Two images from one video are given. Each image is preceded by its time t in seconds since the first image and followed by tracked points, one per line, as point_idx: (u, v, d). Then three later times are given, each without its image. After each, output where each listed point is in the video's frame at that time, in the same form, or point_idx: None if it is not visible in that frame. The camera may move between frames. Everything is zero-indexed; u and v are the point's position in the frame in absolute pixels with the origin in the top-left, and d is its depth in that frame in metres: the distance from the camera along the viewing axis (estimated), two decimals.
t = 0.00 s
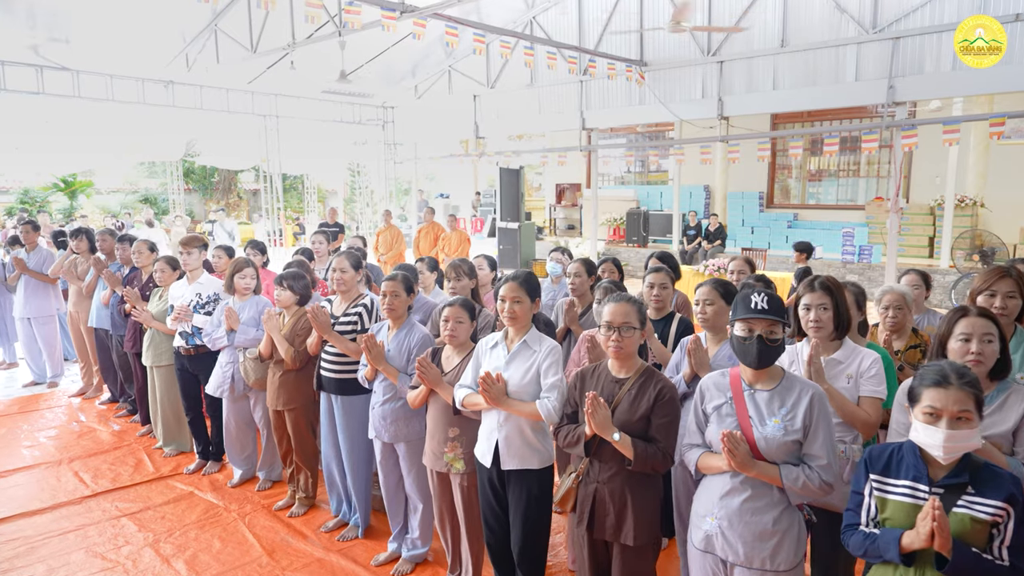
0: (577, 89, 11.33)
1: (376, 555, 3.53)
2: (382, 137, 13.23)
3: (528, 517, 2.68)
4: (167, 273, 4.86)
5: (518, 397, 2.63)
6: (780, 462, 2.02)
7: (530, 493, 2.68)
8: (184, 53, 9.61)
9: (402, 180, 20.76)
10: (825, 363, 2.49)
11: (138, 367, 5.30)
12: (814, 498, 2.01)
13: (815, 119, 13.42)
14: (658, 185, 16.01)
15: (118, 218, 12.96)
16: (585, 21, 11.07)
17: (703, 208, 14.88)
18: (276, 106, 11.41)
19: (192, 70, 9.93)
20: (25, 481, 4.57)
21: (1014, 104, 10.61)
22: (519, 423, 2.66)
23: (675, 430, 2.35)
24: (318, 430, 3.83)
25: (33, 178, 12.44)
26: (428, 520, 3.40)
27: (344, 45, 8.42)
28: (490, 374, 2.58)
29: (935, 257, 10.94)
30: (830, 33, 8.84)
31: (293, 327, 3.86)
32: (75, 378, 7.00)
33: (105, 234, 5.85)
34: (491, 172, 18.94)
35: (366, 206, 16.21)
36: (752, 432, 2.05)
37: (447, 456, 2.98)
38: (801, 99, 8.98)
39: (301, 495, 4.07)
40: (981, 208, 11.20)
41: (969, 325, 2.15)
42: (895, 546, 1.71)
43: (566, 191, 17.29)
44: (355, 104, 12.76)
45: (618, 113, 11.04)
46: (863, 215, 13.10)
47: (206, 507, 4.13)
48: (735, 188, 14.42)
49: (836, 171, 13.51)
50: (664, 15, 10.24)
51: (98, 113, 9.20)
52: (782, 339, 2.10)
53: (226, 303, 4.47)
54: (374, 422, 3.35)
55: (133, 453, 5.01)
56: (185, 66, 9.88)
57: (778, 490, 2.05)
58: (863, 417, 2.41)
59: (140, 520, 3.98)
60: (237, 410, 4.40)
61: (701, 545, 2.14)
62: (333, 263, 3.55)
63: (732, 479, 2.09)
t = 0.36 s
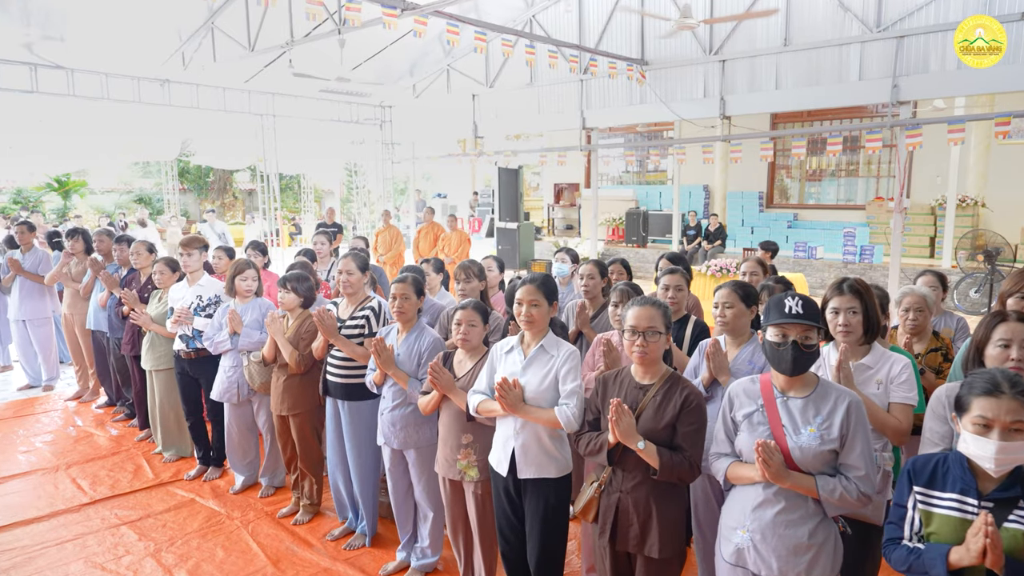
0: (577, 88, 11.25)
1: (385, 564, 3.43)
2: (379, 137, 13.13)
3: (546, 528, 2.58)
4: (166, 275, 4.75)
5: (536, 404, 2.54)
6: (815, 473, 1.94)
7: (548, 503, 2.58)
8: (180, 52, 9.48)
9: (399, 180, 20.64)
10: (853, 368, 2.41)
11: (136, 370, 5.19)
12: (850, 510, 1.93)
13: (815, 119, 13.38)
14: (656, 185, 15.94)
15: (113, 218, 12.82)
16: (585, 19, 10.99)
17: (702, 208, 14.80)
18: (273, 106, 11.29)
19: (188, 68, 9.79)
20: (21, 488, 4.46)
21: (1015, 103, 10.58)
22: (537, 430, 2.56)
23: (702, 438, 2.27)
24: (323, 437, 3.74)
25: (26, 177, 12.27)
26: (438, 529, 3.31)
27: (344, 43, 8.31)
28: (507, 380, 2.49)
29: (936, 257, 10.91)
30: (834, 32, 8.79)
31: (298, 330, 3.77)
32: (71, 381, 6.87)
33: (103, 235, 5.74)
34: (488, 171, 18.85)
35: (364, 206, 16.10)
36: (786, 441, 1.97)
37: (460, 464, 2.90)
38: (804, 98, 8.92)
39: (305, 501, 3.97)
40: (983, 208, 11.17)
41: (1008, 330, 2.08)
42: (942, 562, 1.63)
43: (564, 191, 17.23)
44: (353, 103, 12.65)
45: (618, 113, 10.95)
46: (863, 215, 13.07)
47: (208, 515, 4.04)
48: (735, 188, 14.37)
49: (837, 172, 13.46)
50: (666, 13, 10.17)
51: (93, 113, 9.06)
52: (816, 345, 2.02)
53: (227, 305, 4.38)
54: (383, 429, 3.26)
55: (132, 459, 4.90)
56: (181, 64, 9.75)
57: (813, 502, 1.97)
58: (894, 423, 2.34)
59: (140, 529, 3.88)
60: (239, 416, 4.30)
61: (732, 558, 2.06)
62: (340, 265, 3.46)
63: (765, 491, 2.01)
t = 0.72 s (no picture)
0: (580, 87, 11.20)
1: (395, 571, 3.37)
2: (380, 136, 13.06)
3: (566, 535, 2.51)
4: (170, 276, 4.69)
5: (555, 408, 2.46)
6: (850, 480, 1.88)
7: (567, 510, 2.50)
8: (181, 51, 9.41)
9: (399, 179, 20.57)
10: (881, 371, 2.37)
11: (139, 372, 5.12)
12: (886, 519, 1.87)
13: (818, 118, 13.34)
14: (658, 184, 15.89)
15: (112, 217, 12.74)
16: (588, 18, 10.93)
17: (705, 207, 14.73)
18: (274, 105, 11.21)
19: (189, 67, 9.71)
20: (23, 492, 4.39)
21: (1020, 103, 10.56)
22: (556, 435, 2.48)
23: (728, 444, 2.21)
24: (332, 441, 3.68)
25: (24, 177, 12.18)
26: (451, 534, 3.25)
27: (347, 41, 8.25)
28: (525, 384, 2.41)
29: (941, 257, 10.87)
30: (840, 30, 8.75)
31: (306, 331, 3.70)
32: (71, 383, 6.79)
33: (105, 234, 5.67)
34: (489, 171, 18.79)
35: (364, 206, 16.04)
36: (820, 447, 1.90)
37: (476, 468, 2.83)
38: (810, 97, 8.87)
39: (313, 506, 3.91)
40: (987, 208, 11.14)
41: None
42: None
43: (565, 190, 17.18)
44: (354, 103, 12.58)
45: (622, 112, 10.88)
46: (866, 214, 13.03)
47: (214, 520, 3.97)
48: (737, 188, 14.32)
49: (840, 172, 13.41)
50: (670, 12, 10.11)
51: (94, 112, 8.99)
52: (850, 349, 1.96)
53: (232, 306, 4.31)
54: (395, 432, 3.19)
55: (135, 462, 4.83)
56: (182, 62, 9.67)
57: (847, 511, 1.91)
58: (925, 428, 2.31)
59: (145, 534, 3.81)
60: (245, 418, 4.23)
61: (762, 568, 2.00)
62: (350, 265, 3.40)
63: (797, 499, 1.94)
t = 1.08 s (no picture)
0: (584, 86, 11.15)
1: None
2: (382, 136, 13.01)
3: (586, 542, 2.44)
4: (174, 276, 4.63)
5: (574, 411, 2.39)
6: (886, 486, 1.82)
7: (586, 516, 2.43)
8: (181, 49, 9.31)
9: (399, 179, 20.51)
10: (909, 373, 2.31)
11: (142, 374, 5.06)
12: (924, 526, 1.81)
13: (821, 117, 13.30)
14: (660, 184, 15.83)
15: (112, 218, 12.66)
16: (591, 16, 10.85)
17: (707, 208, 14.56)
18: (275, 104, 11.14)
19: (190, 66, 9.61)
20: (25, 496, 4.33)
21: None
22: (575, 439, 2.41)
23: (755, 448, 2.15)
24: (341, 444, 3.62)
25: (23, 176, 12.10)
26: (463, 539, 3.19)
27: (350, 39, 8.18)
28: (544, 387, 2.34)
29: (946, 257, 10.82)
30: (846, 29, 8.70)
31: (315, 332, 3.64)
32: (73, 384, 6.73)
33: (108, 234, 5.62)
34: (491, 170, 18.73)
35: (366, 206, 15.98)
36: (855, 452, 1.85)
37: (491, 473, 2.77)
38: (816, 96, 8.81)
39: (321, 510, 3.84)
40: (991, 207, 11.09)
41: None
42: None
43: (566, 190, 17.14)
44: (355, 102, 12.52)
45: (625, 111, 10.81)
46: (869, 213, 12.99)
47: (221, 524, 3.91)
48: (740, 187, 14.27)
49: (844, 171, 13.35)
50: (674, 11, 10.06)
51: (94, 112, 8.93)
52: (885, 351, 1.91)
53: (238, 307, 4.25)
54: (406, 435, 3.13)
55: (139, 465, 4.77)
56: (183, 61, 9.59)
57: (882, 518, 1.85)
58: (955, 432, 2.26)
59: (151, 539, 3.75)
60: (252, 421, 4.17)
61: None
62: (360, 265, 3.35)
63: (831, 506, 1.88)
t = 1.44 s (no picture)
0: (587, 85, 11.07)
1: None
2: (383, 135, 12.92)
3: (609, 550, 2.37)
4: (178, 277, 4.56)
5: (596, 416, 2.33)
6: (927, 495, 1.76)
7: (609, 524, 2.36)
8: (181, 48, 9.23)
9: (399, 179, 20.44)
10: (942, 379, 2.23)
11: (145, 376, 4.98)
12: (967, 536, 1.75)
13: (825, 116, 13.24)
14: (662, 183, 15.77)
15: (112, 218, 12.57)
16: (594, 13, 10.78)
17: (710, 207, 14.51)
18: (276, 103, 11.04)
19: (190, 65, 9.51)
20: (27, 501, 4.25)
21: None
22: (598, 444, 2.34)
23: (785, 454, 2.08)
24: (351, 448, 3.56)
25: (22, 176, 11.98)
26: (477, 545, 3.12)
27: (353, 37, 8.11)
28: (566, 390, 2.27)
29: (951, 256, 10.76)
30: (852, 27, 8.63)
31: (326, 334, 3.58)
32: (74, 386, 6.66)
33: (110, 234, 5.54)
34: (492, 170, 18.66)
35: (367, 205, 15.88)
36: (894, 459, 1.78)
37: (507, 478, 2.70)
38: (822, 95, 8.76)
39: (330, 515, 3.77)
40: (997, 206, 11.04)
41: None
42: None
43: (568, 189, 17.08)
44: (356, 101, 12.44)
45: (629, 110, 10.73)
46: (874, 213, 12.91)
47: (227, 529, 3.84)
48: (743, 186, 14.21)
49: (847, 170, 13.27)
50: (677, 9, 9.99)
51: (94, 112, 8.81)
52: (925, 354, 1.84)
53: (244, 308, 4.18)
54: (419, 440, 3.07)
55: (142, 469, 4.69)
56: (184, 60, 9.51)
57: (923, 527, 1.79)
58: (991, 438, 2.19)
59: (156, 546, 3.68)
60: (259, 424, 4.10)
61: None
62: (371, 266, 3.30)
63: (870, 515, 1.82)
